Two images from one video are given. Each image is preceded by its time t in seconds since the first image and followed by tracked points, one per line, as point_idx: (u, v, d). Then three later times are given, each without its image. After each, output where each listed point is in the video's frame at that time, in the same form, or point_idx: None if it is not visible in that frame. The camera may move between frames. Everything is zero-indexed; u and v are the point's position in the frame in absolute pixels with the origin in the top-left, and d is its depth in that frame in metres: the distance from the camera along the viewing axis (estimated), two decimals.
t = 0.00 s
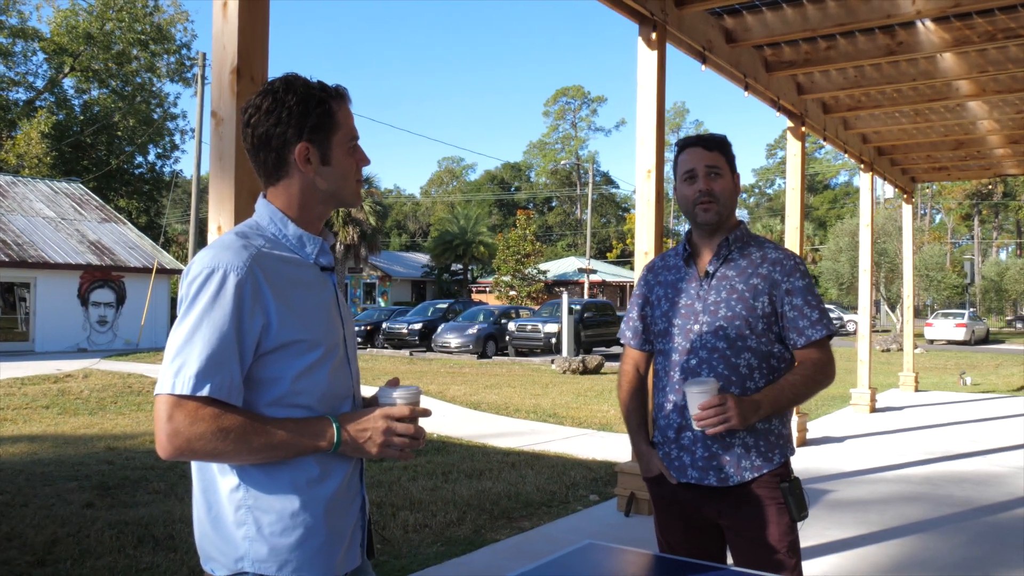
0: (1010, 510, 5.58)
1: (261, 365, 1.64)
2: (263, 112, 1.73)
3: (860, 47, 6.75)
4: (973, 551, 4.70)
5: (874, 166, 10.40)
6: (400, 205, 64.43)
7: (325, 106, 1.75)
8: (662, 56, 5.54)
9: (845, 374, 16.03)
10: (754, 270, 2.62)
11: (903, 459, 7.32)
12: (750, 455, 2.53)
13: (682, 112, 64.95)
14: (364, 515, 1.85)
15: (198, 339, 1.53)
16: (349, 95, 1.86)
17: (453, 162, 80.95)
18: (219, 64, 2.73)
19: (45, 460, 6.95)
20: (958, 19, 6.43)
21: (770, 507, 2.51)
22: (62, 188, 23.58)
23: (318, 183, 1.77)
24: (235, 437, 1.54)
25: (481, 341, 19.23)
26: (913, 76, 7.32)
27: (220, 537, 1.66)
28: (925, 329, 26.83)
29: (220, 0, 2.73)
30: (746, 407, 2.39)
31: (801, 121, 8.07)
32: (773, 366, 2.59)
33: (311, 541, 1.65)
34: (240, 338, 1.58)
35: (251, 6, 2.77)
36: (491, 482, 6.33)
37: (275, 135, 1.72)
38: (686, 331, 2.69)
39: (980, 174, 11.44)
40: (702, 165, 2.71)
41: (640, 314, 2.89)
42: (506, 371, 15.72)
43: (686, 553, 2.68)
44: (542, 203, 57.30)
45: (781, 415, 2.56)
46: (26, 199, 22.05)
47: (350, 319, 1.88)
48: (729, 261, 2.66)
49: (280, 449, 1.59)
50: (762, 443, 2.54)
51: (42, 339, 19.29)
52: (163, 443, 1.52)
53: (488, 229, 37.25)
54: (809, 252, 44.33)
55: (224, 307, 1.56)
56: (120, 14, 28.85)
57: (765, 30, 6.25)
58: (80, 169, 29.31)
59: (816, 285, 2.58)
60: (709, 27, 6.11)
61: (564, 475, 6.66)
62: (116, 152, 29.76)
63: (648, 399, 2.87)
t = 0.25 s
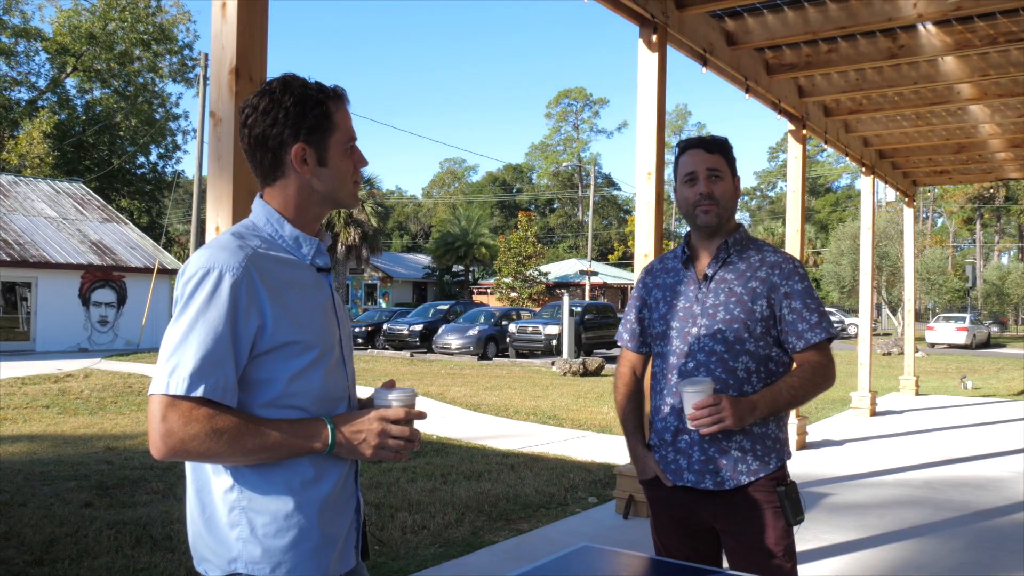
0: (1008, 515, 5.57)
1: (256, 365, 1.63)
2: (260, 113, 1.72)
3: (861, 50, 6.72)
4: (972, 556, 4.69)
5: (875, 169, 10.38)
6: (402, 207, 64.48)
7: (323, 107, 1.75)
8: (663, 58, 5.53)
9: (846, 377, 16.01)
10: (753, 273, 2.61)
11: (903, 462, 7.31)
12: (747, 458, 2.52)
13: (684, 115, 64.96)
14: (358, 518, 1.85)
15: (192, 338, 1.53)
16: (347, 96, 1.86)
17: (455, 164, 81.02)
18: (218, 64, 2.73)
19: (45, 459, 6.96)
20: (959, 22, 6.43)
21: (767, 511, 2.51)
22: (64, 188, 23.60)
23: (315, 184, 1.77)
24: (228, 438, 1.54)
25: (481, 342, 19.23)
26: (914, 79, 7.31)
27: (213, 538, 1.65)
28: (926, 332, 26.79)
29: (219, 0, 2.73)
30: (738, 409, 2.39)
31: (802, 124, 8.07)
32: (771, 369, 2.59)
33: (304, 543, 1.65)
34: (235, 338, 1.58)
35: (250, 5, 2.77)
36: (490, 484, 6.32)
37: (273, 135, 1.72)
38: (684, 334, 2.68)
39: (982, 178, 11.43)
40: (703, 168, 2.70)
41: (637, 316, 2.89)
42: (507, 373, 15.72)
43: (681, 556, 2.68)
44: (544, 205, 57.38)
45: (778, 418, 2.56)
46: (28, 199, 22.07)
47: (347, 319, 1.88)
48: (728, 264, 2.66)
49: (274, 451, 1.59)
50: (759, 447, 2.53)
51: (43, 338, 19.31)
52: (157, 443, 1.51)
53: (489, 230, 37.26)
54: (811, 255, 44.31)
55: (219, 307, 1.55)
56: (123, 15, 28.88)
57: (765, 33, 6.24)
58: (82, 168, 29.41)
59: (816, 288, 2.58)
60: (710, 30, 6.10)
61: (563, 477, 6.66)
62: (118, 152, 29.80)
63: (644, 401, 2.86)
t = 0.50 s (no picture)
0: (1010, 516, 5.56)
1: (250, 364, 1.63)
2: (256, 111, 1.72)
3: (864, 49, 6.70)
4: (973, 557, 4.67)
5: (878, 169, 10.36)
6: (405, 205, 64.53)
7: (318, 105, 1.75)
8: (665, 56, 5.52)
9: (848, 378, 15.98)
10: (751, 274, 2.60)
11: (904, 463, 7.29)
12: (743, 460, 2.52)
13: (687, 114, 64.91)
14: (352, 517, 1.85)
15: (185, 337, 1.52)
16: (344, 94, 1.85)
17: (458, 162, 81.01)
18: (216, 61, 2.72)
19: (46, 456, 6.97)
20: (963, 21, 6.40)
21: (763, 512, 2.50)
22: (68, 186, 23.64)
23: (310, 182, 1.77)
24: (220, 438, 1.53)
25: (484, 341, 19.23)
26: (917, 79, 7.29)
27: (205, 537, 1.65)
28: (930, 333, 26.72)
29: None
30: (731, 412, 2.39)
31: (805, 123, 8.05)
32: (769, 370, 2.58)
33: (297, 542, 1.64)
34: (228, 338, 1.57)
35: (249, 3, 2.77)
36: (490, 483, 6.32)
37: (268, 133, 1.71)
38: (682, 334, 2.68)
39: (986, 178, 11.40)
40: (702, 169, 2.69)
41: (636, 316, 2.89)
42: (509, 372, 15.72)
43: (677, 557, 2.67)
44: (547, 204, 57.39)
45: (775, 420, 2.55)
46: (32, 196, 22.11)
47: (342, 319, 1.87)
48: (727, 265, 2.65)
49: (267, 450, 1.58)
50: (756, 448, 2.53)
51: (46, 336, 19.35)
52: (148, 441, 1.51)
53: (492, 229, 37.27)
54: (814, 255, 44.27)
55: (212, 307, 1.55)
56: (127, 12, 28.89)
57: (768, 32, 6.22)
58: (86, 166, 29.48)
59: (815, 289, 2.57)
60: (712, 28, 6.09)
61: (563, 476, 6.65)
62: (122, 150, 29.85)
63: (643, 401, 2.86)
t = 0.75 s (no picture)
0: (1013, 520, 5.53)
1: (241, 368, 1.63)
2: (248, 113, 1.72)
3: (867, 52, 6.69)
4: (975, 561, 4.65)
5: (882, 171, 10.32)
6: (410, 207, 64.61)
7: (311, 108, 1.74)
8: (667, 58, 5.51)
9: (852, 380, 15.92)
10: (750, 277, 2.59)
11: (907, 467, 7.26)
12: (741, 463, 2.50)
13: (692, 116, 64.88)
14: (345, 521, 1.84)
15: (177, 339, 1.52)
16: (337, 97, 1.85)
17: (463, 164, 81.07)
18: (216, 64, 2.73)
19: (48, 458, 6.98)
20: (966, 24, 6.38)
21: (761, 516, 2.49)
22: (72, 187, 23.69)
23: (303, 185, 1.76)
24: (211, 441, 1.53)
25: (487, 343, 19.22)
26: (921, 81, 7.25)
27: (197, 541, 1.65)
28: (934, 335, 26.63)
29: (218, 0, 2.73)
30: (727, 416, 2.39)
31: (808, 126, 8.03)
32: (767, 374, 2.56)
33: (287, 547, 1.64)
34: (220, 341, 1.57)
35: (248, 3, 2.77)
36: (491, 486, 6.31)
37: (259, 136, 1.71)
38: (680, 339, 2.67)
39: (990, 181, 11.37)
40: (700, 172, 2.68)
41: (634, 319, 2.88)
42: (512, 374, 15.71)
43: (674, 561, 2.66)
44: (551, 206, 57.41)
45: (774, 424, 2.54)
46: (37, 197, 22.17)
47: (336, 322, 1.87)
48: (726, 268, 2.64)
49: (258, 454, 1.58)
50: (754, 452, 2.51)
51: (50, 337, 19.44)
52: (138, 445, 1.51)
53: (496, 231, 37.27)
54: (819, 258, 44.23)
55: (204, 310, 1.54)
56: (132, 14, 28.96)
57: (770, 34, 6.21)
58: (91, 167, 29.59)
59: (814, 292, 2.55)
60: (714, 31, 6.08)
61: (564, 479, 6.64)
62: (127, 151, 29.93)
63: (641, 405, 2.85)
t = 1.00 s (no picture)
0: (1010, 524, 5.52)
1: (229, 371, 1.62)
2: (237, 116, 1.72)
3: (865, 56, 6.69)
4: (971, 566, 4.64)
5: (881, 175, 10.32)
6: (410, 210, 64.65)
7: (300, 110, 1.74)
8: (665, 62, 5.50)
9: (851, 384, 15.91)
10: (745, 281, 2.58)
11: (906, 471, 7.25)
12: (736, 468, 2.50)
13: (692, 119, 64.97)
14: (334, 525, 1.84)
15: (163, 342, 1.51)
16: (327, 100, 1.84)
17: (463, 167, 81.13)
18: (210, 67, 2.72)
19: (45, 460, 6.97)
20: (963, 28, 6.39)
21: (755, 521, 2.48)
22: (72, 189, 23.73)
23: (292, 187, 1.76)
24: (197, 445, 1.52)
25: (486, 346, 19.20)
26: (919, 85, 7.25)
27: (184, 544, 1.64)
28: (933, 339, 26.61)
29: (213, 3, 2.73)
30: (722, 421, 2.37)
31: (806, 129, 8.03)
32: (762, 379, 2.56)
33: (275, 551, 1.63)
34: (207, 343, 1.56)
35: (243, 6, 2.76)
36: (489, 489, 6.30)
37: (248, 139, 1.71)
38: (675, 343, 2.65)
39: (989, 185, 11.37)
40: (695, 177, 2.67)
41: (628, 323, 2.87)
42: (511, 377, 15.71)
43: (668, 564, 2.66)
44: (551, 209, 57.46)
45: (768, 428, 2.53)
46: (36, 200, 22.18)
47: (325, 325, 1.86)
48: (721, 272, 2.63)
49: (245, 458, 1.57)
50: (749, 457, 2.50)
51: (50, 338, 19.48)
52: (124, 449, 1.50)
53: (496, 234, 37.28)
54: (818, 261, 44.25)
55: (190, 313, 1.54)
56: (132, 16, 28.98)
57: (768, 38, 6.22)
58: (91, 169, 29.65)
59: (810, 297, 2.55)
60: (712, 34, 6.08)
61: (562, 482, 6.63)
62: (127, 153, 30.00)
63: (635, 408, 2.84)
